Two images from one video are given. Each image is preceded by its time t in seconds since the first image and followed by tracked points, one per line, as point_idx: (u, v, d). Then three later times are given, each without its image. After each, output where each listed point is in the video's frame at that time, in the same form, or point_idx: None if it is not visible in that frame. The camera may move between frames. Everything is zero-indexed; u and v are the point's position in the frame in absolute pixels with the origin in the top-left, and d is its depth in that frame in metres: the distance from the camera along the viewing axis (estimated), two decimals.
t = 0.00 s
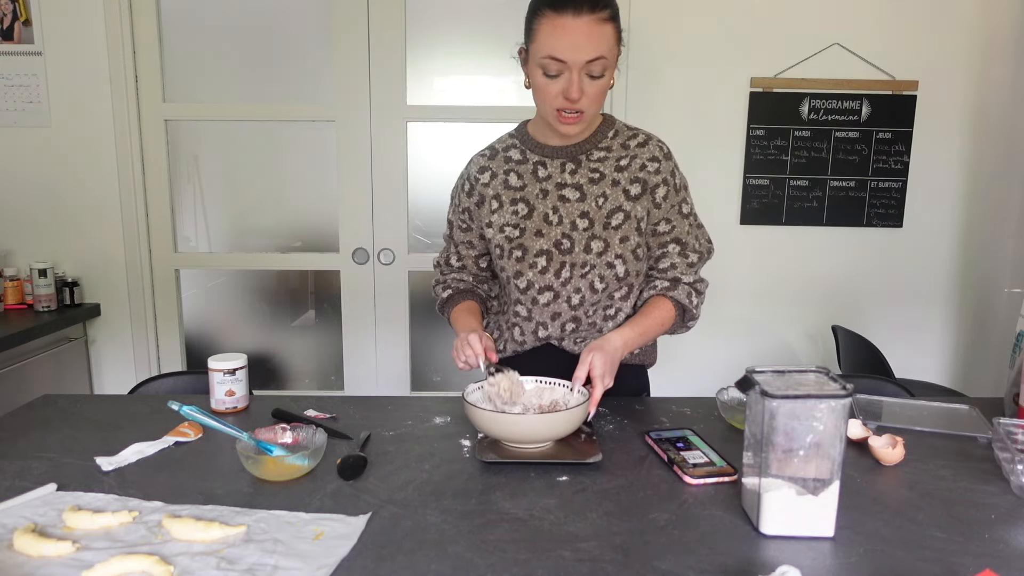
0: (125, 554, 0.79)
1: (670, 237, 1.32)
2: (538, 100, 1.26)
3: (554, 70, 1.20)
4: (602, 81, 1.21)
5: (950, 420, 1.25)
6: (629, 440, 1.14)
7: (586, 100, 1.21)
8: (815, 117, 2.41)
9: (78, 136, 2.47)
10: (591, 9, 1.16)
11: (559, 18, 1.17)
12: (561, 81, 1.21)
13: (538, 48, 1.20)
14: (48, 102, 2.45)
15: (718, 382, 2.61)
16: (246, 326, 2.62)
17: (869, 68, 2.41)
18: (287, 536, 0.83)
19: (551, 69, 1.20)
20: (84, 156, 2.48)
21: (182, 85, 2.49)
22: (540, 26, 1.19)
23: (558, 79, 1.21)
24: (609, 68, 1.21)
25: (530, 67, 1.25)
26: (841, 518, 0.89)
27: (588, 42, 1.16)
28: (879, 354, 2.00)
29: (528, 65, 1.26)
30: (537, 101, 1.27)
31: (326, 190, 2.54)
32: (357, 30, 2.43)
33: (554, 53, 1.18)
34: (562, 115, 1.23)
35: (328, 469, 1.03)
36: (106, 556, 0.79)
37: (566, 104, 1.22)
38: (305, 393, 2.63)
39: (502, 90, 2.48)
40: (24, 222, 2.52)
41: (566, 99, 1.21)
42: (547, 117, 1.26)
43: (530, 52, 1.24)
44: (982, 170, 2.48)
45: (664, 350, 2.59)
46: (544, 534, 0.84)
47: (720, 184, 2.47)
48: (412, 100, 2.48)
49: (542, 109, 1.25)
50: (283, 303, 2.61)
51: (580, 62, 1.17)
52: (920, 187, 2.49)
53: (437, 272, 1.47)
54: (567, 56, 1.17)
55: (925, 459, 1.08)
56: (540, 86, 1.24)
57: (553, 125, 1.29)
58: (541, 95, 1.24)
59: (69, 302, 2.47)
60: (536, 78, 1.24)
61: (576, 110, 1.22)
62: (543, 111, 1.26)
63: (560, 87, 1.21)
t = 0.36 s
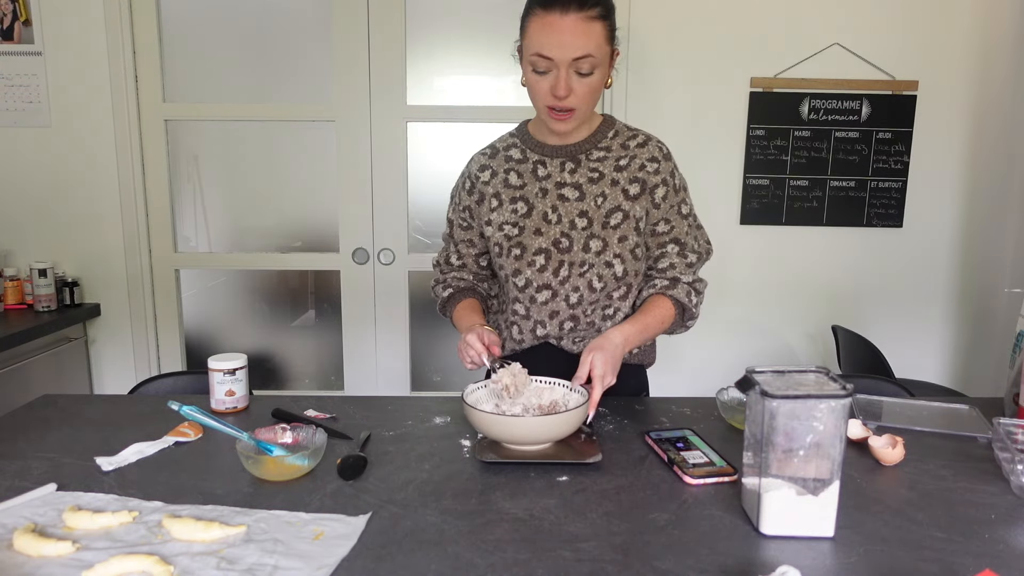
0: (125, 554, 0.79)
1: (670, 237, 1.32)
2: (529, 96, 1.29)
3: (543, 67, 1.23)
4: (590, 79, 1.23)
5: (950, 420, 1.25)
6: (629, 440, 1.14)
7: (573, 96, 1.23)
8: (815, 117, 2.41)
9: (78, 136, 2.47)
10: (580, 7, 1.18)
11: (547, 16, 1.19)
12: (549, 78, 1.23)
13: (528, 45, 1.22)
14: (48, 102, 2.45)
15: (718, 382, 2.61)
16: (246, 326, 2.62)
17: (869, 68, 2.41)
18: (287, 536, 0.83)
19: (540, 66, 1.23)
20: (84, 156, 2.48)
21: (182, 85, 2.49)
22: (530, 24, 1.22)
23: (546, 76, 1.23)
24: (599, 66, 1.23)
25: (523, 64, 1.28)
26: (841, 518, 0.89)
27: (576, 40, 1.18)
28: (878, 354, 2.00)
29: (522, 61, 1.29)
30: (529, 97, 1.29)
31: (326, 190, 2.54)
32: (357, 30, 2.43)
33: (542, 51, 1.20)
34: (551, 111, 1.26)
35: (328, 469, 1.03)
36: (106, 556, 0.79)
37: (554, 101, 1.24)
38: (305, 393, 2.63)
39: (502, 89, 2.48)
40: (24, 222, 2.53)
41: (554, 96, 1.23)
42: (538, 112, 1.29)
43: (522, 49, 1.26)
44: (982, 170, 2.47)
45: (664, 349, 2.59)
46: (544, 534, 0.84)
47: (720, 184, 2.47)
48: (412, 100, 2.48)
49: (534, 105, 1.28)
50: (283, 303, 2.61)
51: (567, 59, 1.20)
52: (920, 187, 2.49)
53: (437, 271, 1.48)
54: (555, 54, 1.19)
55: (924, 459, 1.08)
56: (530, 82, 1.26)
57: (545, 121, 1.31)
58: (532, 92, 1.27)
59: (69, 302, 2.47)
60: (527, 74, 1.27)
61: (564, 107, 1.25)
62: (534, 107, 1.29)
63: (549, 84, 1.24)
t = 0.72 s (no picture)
0: (125, 554, 0.79)
1: (661, 237, 1.36)
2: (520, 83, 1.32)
3: (531, 46, 1.27)
4: (578, 59, 1.26)
5: (949, 420, 1.25)
6: (628, 440, 1.14)
7: (562, 74, 1.25)
8: (815, 117, 2.41)
9: (78, 135, 2.47)
10: None
11: None
12: (539, 59, 1.26)
13: (519, 28, 1.28)
14: (48, 102, 2.45)
15: (718, 382, 2.61)
16: (246, 326, 2.62)
17: (869, 68, 2.41)
18: (287, 536, 0.83)
19: (529, 47, 1.27)
20: (85, 156, 2.48)
21: (182, 85, 2.49)
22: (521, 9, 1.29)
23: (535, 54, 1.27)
24: (587, 48, 1.27)
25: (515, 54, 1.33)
26: (841, 518, 0.89)
27: (561, 16, 1.24)
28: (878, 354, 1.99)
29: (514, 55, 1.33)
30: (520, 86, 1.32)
31: (326, 190, 2.54)
32: (357, 30, 2.43)
33: (531, 28, 1.25)
34: (540, 91, 1.28)
35: (328, 469, 1.03)
36: (106, 556, 0.79)
37: (543, 78, 1.26)
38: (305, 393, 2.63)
39: (503, 90, 2.48)
40: (24, 222, 2.53)
41: (542, 71, 1.26)
42: (528, 98, 1.31)
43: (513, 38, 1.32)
44: (982, 170, 2.47)
45: (664, 349, 2.59)
46: (544, 534, 0.84)
47: (720, 184, 2.47)
48: (412, 100, 2.48)
49: (525, 90, 1.30)
50: (283, 303, 2.61)
51: (554, 35, 1.24)
52: (920, 187, 2.49)
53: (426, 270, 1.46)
54: (542, 29, 1.24)
55: (924, 459, 1.08)
56: (520, 66, 1.30)
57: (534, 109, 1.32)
58: (523, 75, 1.30)
59: (69, 302, 2.47)
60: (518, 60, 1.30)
61: (553, 84, 1.26)
62: (526, 96, 1.31)
63: (538, 63, 1.27)
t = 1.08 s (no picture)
0: (125, 554, 0.79)
1: (630, 225, 1.37)
2: (490, 68, 1.32)
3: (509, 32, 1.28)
4: (556, 53, 1.29)
5: (950, 420, 1.25)
6: (628, 440, 1.14)
7: (539, 65, 1.28)
8: (815, 117, 2.41)
9: (78, 135, 2.47)
10: None
11: None
12: (517, 45, 1.28)
13: (497, 14, 1.29)
14: (48, 102, 2.45)
15: (718, 382, 2.61)
16: (246, 326, 2.62)
17: (869, 68, 2.41)
18: (287, 536, 0.83)
19: (508, 33, 1.28)
20: (85, 156, 2.48)
21: (182, 85, 2.49)
22: None
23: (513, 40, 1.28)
24: (564, 45, 1.31)
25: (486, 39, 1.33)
26: (841, 518, 0.89)
27: (544, 6, 1.27)
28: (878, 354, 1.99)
29: (485, 40, 1.33)
30: (490, 71, 1.33)
31: (326, 190, 2.54)
32: (357, 31, 2.43)
33: (512, 14, 1.27)
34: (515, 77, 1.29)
35: (328, 469, 1.03)
36: (106, 556, 0.79)
37: (520, 64, 1.28)
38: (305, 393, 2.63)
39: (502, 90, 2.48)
40: (24, 222, 2.53)
41: (521, 58, 1.27)
42: (498, 83, 1.32)
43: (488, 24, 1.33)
44: (982, 170, 2.47)
45: (664, 349, 2.59)
46: (544, 534, 0.84)
47: (720, 184, 2.47)
48: (413, 100, 2.48)
49: (496, 75, 1.31)
50: (283, 303, 2.60)
51: (536, 24, 1.27)
52: (920, 187, 2.49)
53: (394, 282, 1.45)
54: (525, 16, 1.26)
55: (925, 459, 1.08)
56: (493, 50, 1.30)
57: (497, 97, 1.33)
58: (495, 59, 1.30)
59: (69, 302, 2.47)
60: (491, 44, 1.31)
61: (530, 73, 1.29)
62: (496, 82, 1.32)
63: (514, 49, 1.28)
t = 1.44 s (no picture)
0: (125, 554, 0.79)
1: (602, 224, 1.42)
2: (463, 74, 1.31)
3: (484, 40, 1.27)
4: (529, 62, 1.30)
5: (950, 420, 1.25)
6: (628, 440, 1.14)
7: (512, 75, 1.28)
8: (815, 117, 2.41)
9: (78, 135, 2.47)
10: None
11: None
12: (490, 54, 1.27)
13: (470, 21, 1.28)
14: (48, 102, 2.45)
15: (718, 382, 2.61)
16: (246, 326, 2.62)
17: (869, 68, 2.41)
18: (287, 536, 0.83)
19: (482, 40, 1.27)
20: (84, 155, 2.48)
21: (182, 85, 2.49)
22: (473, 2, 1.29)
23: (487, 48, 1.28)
24: (537, 53, 1.31)
25: (457, 45, 1.32)
26: (841, 518, 0.89)
27: (519, 17, 1.27)
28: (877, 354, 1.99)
29: (456, 45, 1.32)
30: (462, 78, 1.32)
31: (326, 190, 2.54)
32: (358, 31, 2.43)
33: (488, 23, 1.26)
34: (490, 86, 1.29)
35: (328, 469, 1.03)
36: (106, 556, 0.79)
37: (495, 74, 1.28)
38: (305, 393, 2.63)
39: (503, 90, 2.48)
40: (24, 222, 2.53)
41: (495, 68, 1.27)
42: (470, 90, 1.30)
43: (459, 30, 1.31)
44: (982, 170, 2.47)
45: (664, 350, 2.59)
46: (544, 534, 0.84)
47: (720, 184, 2.47)
48: (413, 100, 2.48)
49: (468, 82, 1.30)
50: (283, 303, 2.61)
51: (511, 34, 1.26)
52: (920, 187, 2.49)
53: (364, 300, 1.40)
54: (500, 26, 1.26)
55: (925, 459, 1.08)
56: (466, 57, 1.29)
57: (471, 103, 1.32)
58: (468, 66, 1.29)
59: (69, 302, 2.47)
60: (464, 51, 1.29)
61: (504, 82, 1.28)
62: (468, 89, 1.31)
63: (489, 58, 1.27)
